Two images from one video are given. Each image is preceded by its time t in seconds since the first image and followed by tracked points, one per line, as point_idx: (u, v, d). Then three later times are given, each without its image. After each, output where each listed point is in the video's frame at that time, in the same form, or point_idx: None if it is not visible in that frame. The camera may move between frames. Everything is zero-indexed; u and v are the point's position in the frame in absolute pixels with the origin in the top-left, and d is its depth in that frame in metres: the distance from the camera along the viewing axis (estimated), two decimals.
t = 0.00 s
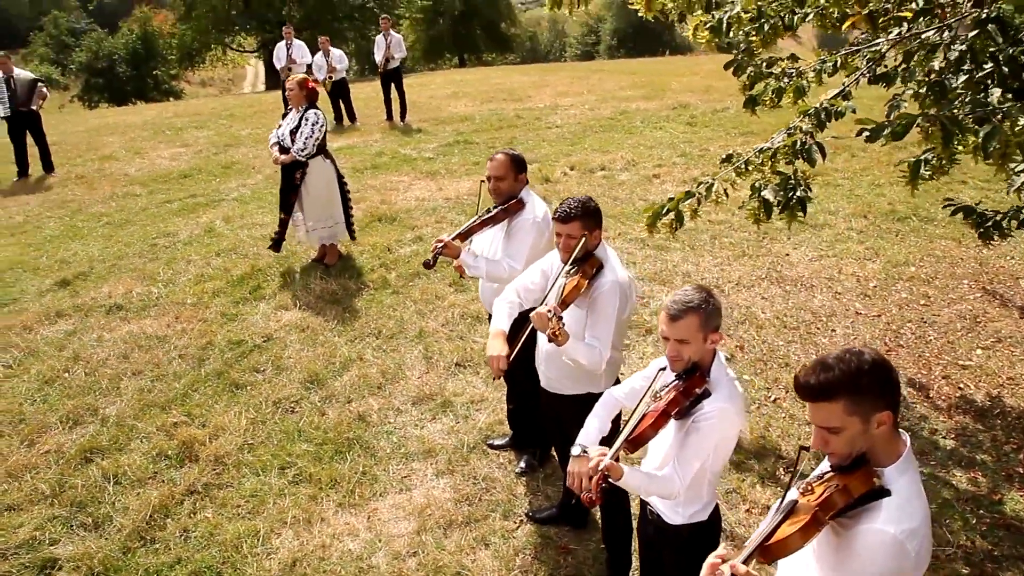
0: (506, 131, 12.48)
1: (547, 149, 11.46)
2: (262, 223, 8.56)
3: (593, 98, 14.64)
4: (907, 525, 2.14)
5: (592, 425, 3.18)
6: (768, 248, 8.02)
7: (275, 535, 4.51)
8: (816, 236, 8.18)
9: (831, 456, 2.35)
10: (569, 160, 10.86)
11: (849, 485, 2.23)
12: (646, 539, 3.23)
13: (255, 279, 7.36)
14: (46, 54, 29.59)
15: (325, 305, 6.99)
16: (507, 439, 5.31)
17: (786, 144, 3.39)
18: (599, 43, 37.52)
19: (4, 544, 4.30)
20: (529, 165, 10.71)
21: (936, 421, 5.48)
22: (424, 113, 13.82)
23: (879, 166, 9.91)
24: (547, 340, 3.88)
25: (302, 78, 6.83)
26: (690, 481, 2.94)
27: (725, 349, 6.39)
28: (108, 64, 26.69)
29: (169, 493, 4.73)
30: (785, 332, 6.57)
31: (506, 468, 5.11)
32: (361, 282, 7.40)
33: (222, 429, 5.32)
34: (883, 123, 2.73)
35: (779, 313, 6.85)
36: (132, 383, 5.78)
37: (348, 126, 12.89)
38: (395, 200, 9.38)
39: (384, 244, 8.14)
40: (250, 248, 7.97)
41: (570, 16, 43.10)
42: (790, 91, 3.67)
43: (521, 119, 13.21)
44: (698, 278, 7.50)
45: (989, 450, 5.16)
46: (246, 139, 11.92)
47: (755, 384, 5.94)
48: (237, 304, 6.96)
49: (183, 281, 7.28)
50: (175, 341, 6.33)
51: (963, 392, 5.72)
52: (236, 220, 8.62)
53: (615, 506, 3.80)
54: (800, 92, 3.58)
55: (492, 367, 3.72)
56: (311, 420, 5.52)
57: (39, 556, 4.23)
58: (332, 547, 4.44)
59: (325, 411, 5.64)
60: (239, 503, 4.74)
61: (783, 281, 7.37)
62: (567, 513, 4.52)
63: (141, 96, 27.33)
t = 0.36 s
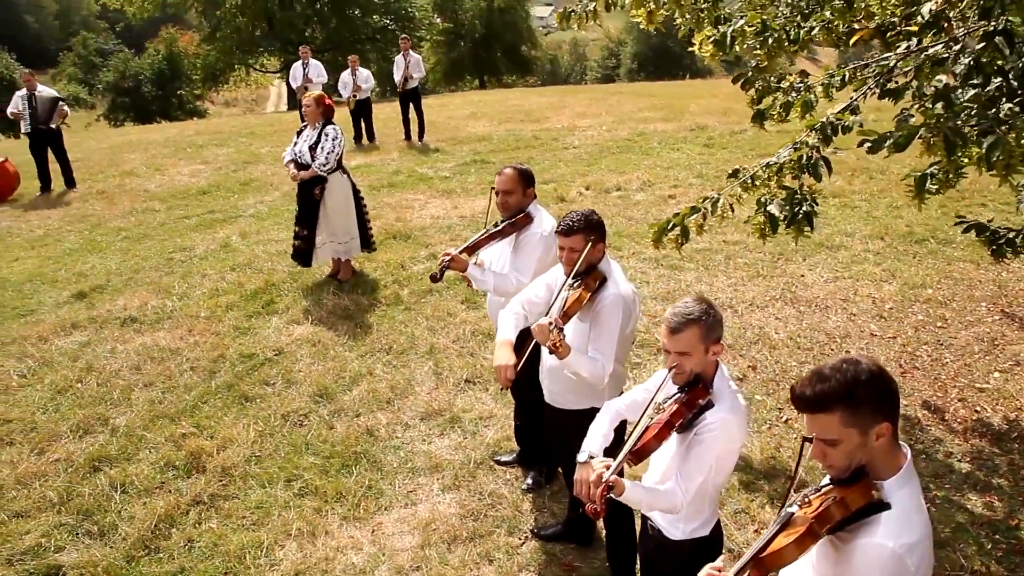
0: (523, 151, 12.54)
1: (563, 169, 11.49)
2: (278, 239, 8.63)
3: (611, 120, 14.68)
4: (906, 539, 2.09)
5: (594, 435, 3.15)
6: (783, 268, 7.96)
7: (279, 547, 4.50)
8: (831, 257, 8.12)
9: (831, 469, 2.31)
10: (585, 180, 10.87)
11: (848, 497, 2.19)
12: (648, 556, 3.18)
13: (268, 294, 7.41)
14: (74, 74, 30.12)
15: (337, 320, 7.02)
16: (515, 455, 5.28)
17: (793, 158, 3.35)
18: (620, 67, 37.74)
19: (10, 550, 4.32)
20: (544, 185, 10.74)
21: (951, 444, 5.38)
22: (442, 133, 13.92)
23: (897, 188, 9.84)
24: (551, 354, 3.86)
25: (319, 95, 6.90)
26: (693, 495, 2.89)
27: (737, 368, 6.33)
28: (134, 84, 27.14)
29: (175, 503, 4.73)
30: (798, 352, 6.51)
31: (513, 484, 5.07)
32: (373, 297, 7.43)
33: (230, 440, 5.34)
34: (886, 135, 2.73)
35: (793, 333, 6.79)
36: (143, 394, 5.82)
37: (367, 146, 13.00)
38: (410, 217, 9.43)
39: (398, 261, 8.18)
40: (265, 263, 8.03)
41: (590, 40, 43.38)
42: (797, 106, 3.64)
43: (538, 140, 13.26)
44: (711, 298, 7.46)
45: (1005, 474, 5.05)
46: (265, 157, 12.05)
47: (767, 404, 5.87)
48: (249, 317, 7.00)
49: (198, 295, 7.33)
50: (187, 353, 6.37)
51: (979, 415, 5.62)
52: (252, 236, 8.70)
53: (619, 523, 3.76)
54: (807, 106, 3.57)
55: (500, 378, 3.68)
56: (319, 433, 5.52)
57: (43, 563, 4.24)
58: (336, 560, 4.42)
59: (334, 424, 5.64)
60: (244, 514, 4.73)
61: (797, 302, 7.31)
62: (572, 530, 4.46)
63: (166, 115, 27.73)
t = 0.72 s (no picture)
0: (545, 171, 12.57)
1: (584, 188, 11.50)
2: (297, 254, 8.71)
3: (634, 140, 14.69)
4: (910, 552, 2.03)
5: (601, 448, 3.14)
6: (803, 289, 7.89)
7: (287, 557, 4.49)
8: (852, 277, 8.04)
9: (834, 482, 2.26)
10: (605, 199, 10.87)
11: (849, 510, 2.13)
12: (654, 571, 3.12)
13: (286, 307, 7.46)
14: (105, 92, 30.72)
15: (353, 334, 7.04)
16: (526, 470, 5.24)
17: (805, 169, 3.31)
18: (645, 89, 37.84)
19: (22, 553, 4.35)
20: (564, 204, 10.75)
21: (973, 467, 5.26)
22: (464, 152, 14.00)
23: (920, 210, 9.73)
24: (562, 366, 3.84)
25: (337, 110, 6.95)
26: (699, 508, 2.84)
27: (754, 388, 6.26)
28: (164, 102, 27.62)
29: (185, 511, 4.74)
30: (816, 372, 6.42)
31: (524, 500, 5.02)
32: (390, 312, 7.45)
33: (242, 450, 5.35)
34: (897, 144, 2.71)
35: (811, 353, 6.71)
36: (160, 403, 5.86)
37: (389, 163, 13.10)
38: (430, 234, 9.47)
39: (416, 276, 8.20)
40: (284, 277, 8.09)
41: (615, 62, 43.54)
42: (812, 120, 3.62)
43: (560, 159, 13.30)
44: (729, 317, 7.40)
45: None
46: (289, 173, 12.19)
47: (784, 423, 5.79)
48: (267, 330, 7.05)
49: (217, 307, 7.39)
50: (204, 364, 6.42)
51: (1002, 438, 5.49)
52: (272, 250, 8.78)
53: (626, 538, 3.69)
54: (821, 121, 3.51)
55: (509, 384, 3.64)
56: (331, 445, 5.52)
57: (53, 566, 4.26)
58: (343, 571, 4.39)
59: (346, 436, 5.64)
60: (254, 523, 4.73)
61: (816, 322, 7.24)
62: (582, 547, 4.40)
63: (194, 133, 28.15)
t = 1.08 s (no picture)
0: (570, 189, 12.59)
1: (608, 206, 11.49)
2: (321, 267, 8.77)
3: (660, 160, 14.67)
4: (914, 558, 1.98)
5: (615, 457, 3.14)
6: (828, 308, 7.79)
7: (298, 564, 4.47)
8: (878, 297, 7.92)
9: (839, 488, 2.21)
10: (629, 217, 10.85)
11: (851, 517, 2.09)
12: None
13: (307, 318, 7.50)
14: (140, 110, 31.32)
15: (372, 345, 7.06)
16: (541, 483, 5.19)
17: (822, 177, 3.26)
18: (673, 112, 37.88)
19: (36, 553, 4.38)
20: (588, 221, 10.74)
21: (1000, 489, 5.11)
22: (490, 170, 14.06)
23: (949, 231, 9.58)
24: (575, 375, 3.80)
25: (361, 123, 7.01)
26: (710, 516, 2.78)
27: (775, 406, 6.16)
28: (197, 120, 28.12)
29: (199, 517, 4.75)
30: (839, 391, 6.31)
31: (538, 513, 4.97)
32: (410, 325, 7.46)
33: (257, 458, 5.36)
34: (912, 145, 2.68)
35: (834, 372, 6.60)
36: (178, 410, 5.90)
37: (415, 180, 13.19)
38: (452, 249, 9.49)
39: (437, 290, 8.21)
40: (307, 289, 8.15)
41: (645, 85, 43.63)
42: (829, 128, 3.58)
43: (585, 178, 13.30)
44: (751, 335, 7.32)
45: None
46: (316, 188, 12.31)
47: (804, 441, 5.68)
48: (287, 340, 7.09)
49: (238, 317, 7.45)
50: (224, 372, 6.46)
51: None
52: (296, 263, 8.85)
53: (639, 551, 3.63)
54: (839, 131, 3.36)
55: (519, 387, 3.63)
56: (346, 454, 5.51)
57: (66, 567, 4.28)
58: None
59: (362, 446, 5.63)
60: (266, 530, 4.72)
61: (840, 341, 7.13)
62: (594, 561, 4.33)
63: (225, 150, 28.58)
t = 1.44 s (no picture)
0: (594, 205, 12.58)
1: (631, 222, 11.46)
2: (342, 278, 8.82)
3: (685, 178, 14.63)
4: (921, 560, 1.93)
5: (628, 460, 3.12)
6: (851, 324, 7.69)
7: (307, 568, 4.46)
8: (902, 315, 7.80)
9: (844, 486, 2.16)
10: (652, 233, 10.82)
11: (858, 515, 2.04)
12: None
13: (327, 328, 7.54)
14: (173, 126, 31.85)
15: (390, 355, 7.07)
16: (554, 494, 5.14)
17: (835, 183, 3.15)
18: (700, 132, 37.80)
19: (49, 551, 4.42)
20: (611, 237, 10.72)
21: None
22: (514, 186, 14.10)
23: (977, 249, 9.43)
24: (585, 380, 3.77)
25: (382, 134, 7.05)
26: (714, 521, 2.73)
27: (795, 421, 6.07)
28: (227, 136, 28.55)
29: (211, 519, 4.77)
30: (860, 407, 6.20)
31: (550, 523, 4.92)
32: (429, 336, 7.46)
33: (271, 463, 5.38)
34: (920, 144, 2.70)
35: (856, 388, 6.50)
36: (196, 415, 5.94)
37: (439, 195, 13.26)
38: (474, 262, 9.51)
39: (456, 302, 8.22)
40: (327, 299, 8.20)
41: (672, 105, 43.60)
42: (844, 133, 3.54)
43: (609, 194, 13.29)
44: (772, 350, 7.24)
45: None
46: (340, 202, 12.41)
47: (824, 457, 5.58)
48: (306, 349, 7.12)
49: (259, 326, 7.51)
50: (242, 379, 6.50)
51: None
52: (317, 274, 8.91)
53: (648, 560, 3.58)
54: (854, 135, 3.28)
55: (515, 385, 3.60)
56: (360, 462, 5.51)
57: (79, 566, 4.31)
58: None
59: (376, 454, 5.62)
60: (277, 534, 4.72)
61: (863, 358, 7.02)
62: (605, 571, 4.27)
63: (255, 166, 28.96)
